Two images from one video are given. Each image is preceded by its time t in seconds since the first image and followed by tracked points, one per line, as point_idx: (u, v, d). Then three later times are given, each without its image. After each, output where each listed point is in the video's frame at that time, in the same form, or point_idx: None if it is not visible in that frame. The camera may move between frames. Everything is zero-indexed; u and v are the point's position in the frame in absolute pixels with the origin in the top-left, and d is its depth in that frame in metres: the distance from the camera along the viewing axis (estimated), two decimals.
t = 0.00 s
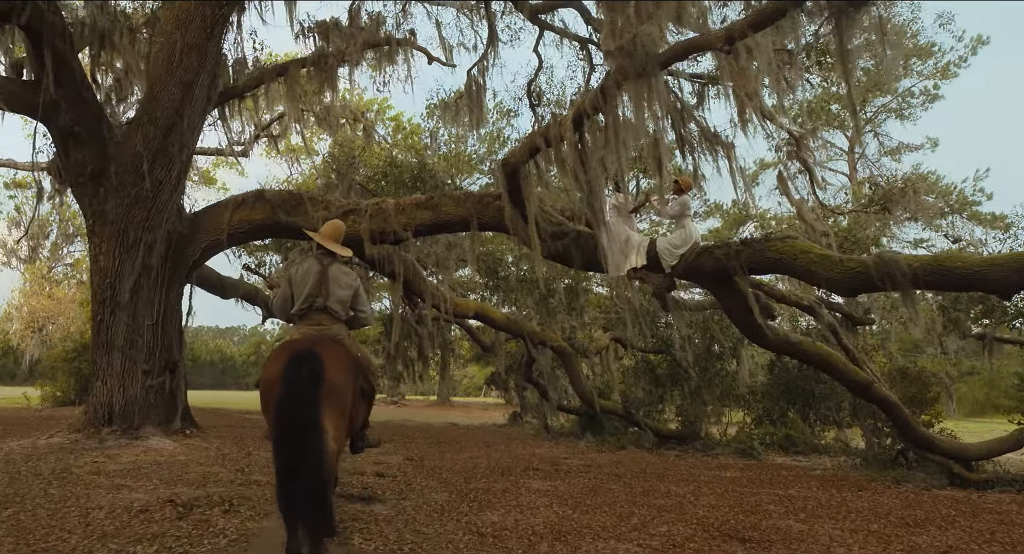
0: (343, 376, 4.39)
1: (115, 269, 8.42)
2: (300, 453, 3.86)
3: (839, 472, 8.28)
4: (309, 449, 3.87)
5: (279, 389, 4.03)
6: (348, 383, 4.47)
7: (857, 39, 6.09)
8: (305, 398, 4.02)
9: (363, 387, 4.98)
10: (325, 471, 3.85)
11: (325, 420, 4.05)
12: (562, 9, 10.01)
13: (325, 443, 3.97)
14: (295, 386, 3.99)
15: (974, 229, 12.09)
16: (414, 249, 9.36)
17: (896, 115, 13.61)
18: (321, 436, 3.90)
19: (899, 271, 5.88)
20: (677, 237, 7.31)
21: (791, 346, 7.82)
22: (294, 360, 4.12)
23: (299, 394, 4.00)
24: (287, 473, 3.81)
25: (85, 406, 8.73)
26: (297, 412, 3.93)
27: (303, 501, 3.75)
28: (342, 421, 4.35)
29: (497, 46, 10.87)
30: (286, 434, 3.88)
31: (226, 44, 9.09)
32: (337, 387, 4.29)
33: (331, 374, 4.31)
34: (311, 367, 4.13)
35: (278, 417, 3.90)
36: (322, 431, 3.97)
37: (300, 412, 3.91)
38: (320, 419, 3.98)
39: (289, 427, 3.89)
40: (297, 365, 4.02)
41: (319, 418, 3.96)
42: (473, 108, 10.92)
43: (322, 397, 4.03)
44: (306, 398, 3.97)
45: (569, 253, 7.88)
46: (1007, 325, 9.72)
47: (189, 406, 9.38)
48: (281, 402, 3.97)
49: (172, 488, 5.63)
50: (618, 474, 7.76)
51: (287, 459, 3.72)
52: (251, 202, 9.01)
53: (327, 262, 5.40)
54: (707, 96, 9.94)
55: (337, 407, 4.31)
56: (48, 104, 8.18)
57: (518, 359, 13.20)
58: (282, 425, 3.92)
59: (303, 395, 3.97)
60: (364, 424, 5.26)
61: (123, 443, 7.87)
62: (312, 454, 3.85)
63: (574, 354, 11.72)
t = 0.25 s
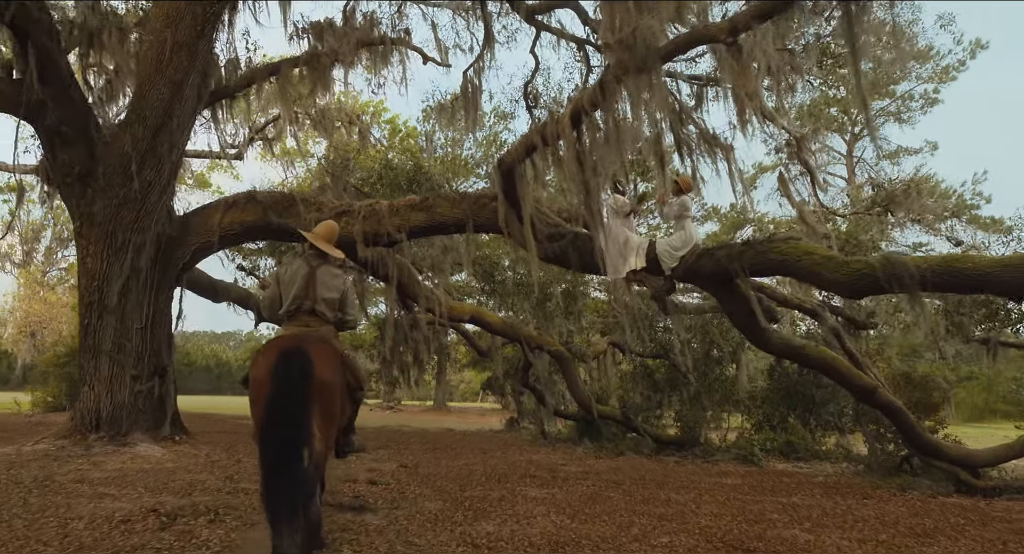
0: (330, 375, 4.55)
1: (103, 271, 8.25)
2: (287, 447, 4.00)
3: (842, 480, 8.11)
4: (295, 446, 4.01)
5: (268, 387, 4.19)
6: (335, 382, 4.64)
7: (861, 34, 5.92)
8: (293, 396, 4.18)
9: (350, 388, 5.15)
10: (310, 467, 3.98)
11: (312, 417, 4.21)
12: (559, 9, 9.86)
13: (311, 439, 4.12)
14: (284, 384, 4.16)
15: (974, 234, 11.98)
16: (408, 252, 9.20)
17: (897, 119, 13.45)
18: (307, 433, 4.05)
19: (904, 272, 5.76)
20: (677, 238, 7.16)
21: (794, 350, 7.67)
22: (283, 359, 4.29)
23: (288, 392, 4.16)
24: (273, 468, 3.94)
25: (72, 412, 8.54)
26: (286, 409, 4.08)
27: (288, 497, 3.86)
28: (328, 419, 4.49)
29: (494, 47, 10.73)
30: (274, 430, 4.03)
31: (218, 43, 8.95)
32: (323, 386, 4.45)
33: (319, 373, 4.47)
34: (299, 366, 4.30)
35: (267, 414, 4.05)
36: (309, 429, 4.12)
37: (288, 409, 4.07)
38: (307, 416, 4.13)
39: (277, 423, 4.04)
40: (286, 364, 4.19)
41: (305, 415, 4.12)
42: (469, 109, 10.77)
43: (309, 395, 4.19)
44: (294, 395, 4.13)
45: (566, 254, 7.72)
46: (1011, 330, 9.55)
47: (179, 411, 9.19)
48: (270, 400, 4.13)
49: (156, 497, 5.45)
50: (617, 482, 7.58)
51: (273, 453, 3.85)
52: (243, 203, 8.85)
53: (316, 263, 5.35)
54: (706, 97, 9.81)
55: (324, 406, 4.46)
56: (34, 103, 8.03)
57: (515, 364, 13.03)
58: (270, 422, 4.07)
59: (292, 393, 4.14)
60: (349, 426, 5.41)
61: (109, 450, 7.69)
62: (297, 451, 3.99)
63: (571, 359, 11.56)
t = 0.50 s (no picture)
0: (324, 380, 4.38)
1: (92, 274, 8.08)
2: (277, 456, 3.87)
3: (846, 488, 7.95)
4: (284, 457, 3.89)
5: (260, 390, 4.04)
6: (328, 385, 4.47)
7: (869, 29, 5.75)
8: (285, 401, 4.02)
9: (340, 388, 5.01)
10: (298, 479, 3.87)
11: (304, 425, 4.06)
12: (557, 9, 9.70)
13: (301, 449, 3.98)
14: (276, 392, 4.00)
15: (977, 238, 11.84)
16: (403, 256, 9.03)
17: (897, 122, 13.31)
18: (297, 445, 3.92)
19: (912, 276, 5.60)
20: (679, 241, 7.01)
21: (799, 354, 7.54)
22: (277, 363, 4.11)
23: (279, 399, 4.01)
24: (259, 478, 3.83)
25: (59, 418, 8.35)
26: (276, 417, 3.95)
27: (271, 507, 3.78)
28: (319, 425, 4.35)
29: (490, 48, 10.58)
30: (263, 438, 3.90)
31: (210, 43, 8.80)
32: (318, 392, 4.29)
33: (314, 377, 4.30)
34: (293, 371, 4.13)
35: (256, 421, 3.91)
36: (300, 437, 4.00)
37: (279, 419, 3.92)
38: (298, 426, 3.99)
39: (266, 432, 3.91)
40: (280, 370, 4.01)
41: (297, 424, 3.98)
42: (466, 111, 10.63)
43: (301, 402, 4.04)
44: (285, 404, 3.98)
45: (564, 258, 7.57)
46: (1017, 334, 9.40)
47: (169, 418, 9.00)
48: (260, 406, 3.98)
49: (141, 507, 5.27)
50: (617, 490, 7.41)
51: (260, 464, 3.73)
52: (235, 206, 8.68)
53: (307, 272, 5.23)
54: (706, 99, 9.66)
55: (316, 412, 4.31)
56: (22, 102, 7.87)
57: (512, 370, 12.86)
58: (259, 429, 3.93)
59: (284, 402, 3.98)
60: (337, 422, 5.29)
61: (96, 458, 7.50)
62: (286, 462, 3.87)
63: (569, 364, 11.39)
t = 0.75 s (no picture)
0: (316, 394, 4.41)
1: (81, 277, 7.91)
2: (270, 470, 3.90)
3: (852, 496, 7.78)
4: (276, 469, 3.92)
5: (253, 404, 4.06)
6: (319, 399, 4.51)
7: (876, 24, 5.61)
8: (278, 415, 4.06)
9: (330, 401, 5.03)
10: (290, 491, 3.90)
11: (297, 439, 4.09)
12: (556, 9, 9.56)
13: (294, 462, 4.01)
14: (269, 405, 4.04)
15: (980, 242, 11.70)
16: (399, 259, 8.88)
17: (898, 125, 13.19)
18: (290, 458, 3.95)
19: (921, 278, 5.45)
20: (681, 242, 6.86)
21: (806, 359, 7.47)
22: (270, 377, 4.16)
23: (272, 412, 4.04)
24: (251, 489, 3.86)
25: (47, 425, 8.15)
26: (269, 430, 3.98)
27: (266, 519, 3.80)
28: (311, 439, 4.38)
29: (489, 50, 10.44)
30: (255, 451, 3.93)
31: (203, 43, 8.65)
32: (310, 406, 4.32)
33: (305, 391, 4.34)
34: (286, 386, 4.17)
35: (249, 433, 3.94)
36: (292, 451, 4.03)
37: (272, 431, 3.96)
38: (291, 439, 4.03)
39: (258, 445, 3.94)
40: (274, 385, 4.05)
41: (290, 437, 4.01)
42: (464, 113, 10.47)
43: (295, 416, 4.07)
44: (278, 416, 4.01)
45: (563, 261, 7.42)
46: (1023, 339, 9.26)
47: (160, 424, 8.82)
48: (253, 419, 4.01)
49: (125, 517, 5.09)
50: (618, 498, 7.24)
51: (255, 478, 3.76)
52: (228, 208, 8.52)
53: (299, 281, 5.27)
54: (707, 100, 9.52)
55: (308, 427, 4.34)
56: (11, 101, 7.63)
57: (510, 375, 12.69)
58: (252, 441, 3.97)
59: (276, 415, 4.02)
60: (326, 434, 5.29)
61: (85, 465, 7.32)
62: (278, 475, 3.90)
63: (569, 369, 11.23)
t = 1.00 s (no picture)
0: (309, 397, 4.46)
1: (71, 280, 7.78)
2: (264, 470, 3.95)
3: (858, 503, 7.64)
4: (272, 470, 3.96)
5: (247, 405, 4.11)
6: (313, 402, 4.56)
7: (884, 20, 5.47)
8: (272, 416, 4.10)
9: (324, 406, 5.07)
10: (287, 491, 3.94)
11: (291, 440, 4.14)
12: (556, 8, 9.41)
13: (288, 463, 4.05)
14: (263, 406, 4.08)
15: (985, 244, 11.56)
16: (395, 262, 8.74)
17: (901, 127, 13.06)
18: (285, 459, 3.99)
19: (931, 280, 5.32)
20: (683, 243, 6.71)
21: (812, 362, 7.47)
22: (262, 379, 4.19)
23: (266, 414, 4.08)
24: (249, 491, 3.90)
25: (36, 432, 7.99)
26: (263, 430, 4.03)
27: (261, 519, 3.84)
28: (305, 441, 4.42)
29: (487, 50, 10.29)
30: (250, 453, 3.96)
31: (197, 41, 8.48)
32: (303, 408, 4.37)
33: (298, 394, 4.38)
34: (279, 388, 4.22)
35: (243, 436, 3.98)
36: (286, 451, 4.07)
37: (265, 432, 3.99)
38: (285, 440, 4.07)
39: (254, 447, 3.97)
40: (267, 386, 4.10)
41: (284, 439, 4.05)
42: (462, 114, 10.32)
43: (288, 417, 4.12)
44: (272, 418, 4.05)
45: (562, 263, 7.28)
46: None
47: (152, 430, 8.66)
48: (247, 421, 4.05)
49: (111, 527, 4.93)
50: (619, 505, 7.08)
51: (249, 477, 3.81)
52: (221, 210, 8.37)
53: (292, 286, 5.29)
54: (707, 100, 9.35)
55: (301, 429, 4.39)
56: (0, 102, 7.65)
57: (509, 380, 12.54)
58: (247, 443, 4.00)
59: (270, 416, 4.06)
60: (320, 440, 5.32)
61: (74, 472, 7.16)
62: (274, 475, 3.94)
63: (568, 373, 11.08)
